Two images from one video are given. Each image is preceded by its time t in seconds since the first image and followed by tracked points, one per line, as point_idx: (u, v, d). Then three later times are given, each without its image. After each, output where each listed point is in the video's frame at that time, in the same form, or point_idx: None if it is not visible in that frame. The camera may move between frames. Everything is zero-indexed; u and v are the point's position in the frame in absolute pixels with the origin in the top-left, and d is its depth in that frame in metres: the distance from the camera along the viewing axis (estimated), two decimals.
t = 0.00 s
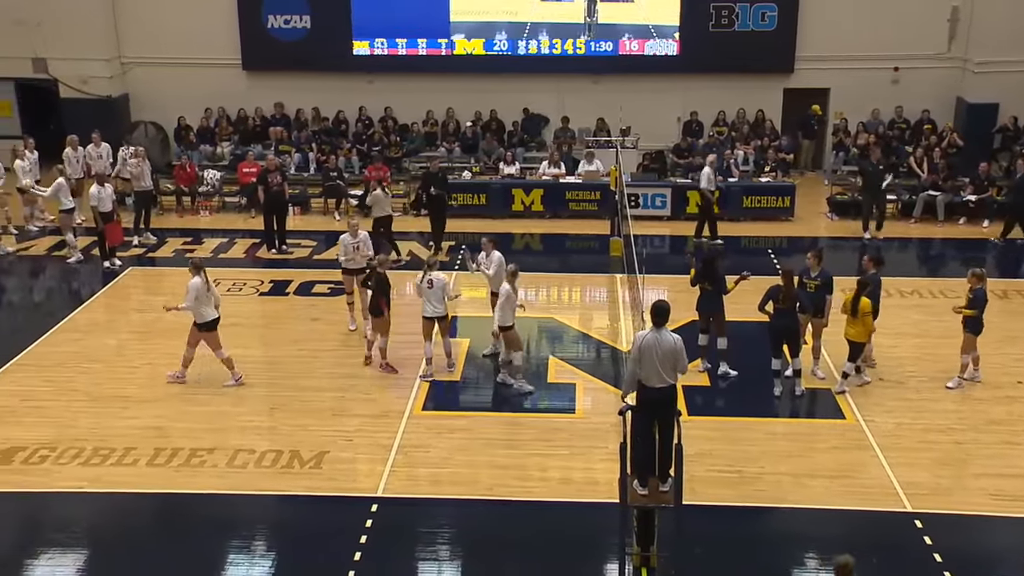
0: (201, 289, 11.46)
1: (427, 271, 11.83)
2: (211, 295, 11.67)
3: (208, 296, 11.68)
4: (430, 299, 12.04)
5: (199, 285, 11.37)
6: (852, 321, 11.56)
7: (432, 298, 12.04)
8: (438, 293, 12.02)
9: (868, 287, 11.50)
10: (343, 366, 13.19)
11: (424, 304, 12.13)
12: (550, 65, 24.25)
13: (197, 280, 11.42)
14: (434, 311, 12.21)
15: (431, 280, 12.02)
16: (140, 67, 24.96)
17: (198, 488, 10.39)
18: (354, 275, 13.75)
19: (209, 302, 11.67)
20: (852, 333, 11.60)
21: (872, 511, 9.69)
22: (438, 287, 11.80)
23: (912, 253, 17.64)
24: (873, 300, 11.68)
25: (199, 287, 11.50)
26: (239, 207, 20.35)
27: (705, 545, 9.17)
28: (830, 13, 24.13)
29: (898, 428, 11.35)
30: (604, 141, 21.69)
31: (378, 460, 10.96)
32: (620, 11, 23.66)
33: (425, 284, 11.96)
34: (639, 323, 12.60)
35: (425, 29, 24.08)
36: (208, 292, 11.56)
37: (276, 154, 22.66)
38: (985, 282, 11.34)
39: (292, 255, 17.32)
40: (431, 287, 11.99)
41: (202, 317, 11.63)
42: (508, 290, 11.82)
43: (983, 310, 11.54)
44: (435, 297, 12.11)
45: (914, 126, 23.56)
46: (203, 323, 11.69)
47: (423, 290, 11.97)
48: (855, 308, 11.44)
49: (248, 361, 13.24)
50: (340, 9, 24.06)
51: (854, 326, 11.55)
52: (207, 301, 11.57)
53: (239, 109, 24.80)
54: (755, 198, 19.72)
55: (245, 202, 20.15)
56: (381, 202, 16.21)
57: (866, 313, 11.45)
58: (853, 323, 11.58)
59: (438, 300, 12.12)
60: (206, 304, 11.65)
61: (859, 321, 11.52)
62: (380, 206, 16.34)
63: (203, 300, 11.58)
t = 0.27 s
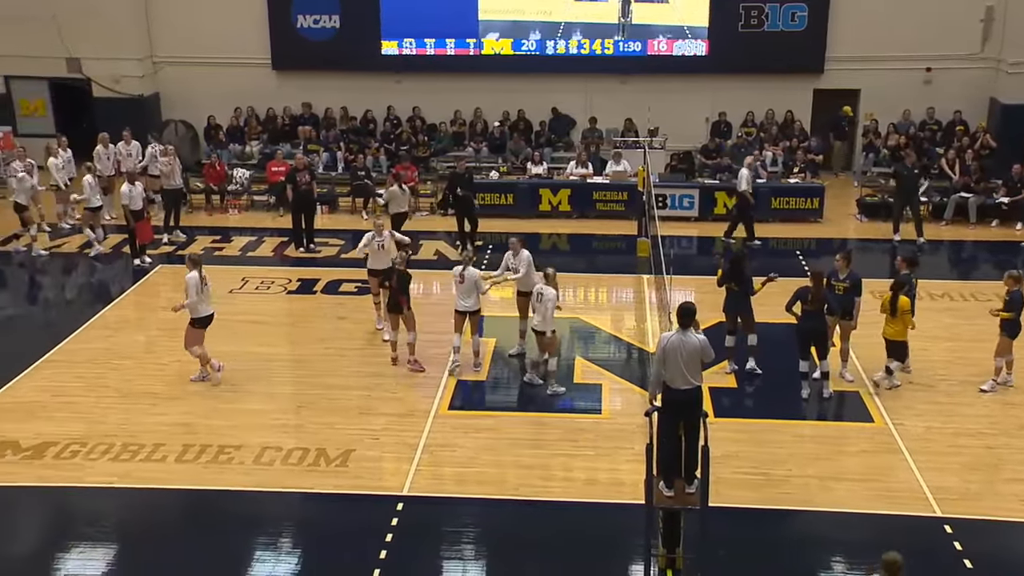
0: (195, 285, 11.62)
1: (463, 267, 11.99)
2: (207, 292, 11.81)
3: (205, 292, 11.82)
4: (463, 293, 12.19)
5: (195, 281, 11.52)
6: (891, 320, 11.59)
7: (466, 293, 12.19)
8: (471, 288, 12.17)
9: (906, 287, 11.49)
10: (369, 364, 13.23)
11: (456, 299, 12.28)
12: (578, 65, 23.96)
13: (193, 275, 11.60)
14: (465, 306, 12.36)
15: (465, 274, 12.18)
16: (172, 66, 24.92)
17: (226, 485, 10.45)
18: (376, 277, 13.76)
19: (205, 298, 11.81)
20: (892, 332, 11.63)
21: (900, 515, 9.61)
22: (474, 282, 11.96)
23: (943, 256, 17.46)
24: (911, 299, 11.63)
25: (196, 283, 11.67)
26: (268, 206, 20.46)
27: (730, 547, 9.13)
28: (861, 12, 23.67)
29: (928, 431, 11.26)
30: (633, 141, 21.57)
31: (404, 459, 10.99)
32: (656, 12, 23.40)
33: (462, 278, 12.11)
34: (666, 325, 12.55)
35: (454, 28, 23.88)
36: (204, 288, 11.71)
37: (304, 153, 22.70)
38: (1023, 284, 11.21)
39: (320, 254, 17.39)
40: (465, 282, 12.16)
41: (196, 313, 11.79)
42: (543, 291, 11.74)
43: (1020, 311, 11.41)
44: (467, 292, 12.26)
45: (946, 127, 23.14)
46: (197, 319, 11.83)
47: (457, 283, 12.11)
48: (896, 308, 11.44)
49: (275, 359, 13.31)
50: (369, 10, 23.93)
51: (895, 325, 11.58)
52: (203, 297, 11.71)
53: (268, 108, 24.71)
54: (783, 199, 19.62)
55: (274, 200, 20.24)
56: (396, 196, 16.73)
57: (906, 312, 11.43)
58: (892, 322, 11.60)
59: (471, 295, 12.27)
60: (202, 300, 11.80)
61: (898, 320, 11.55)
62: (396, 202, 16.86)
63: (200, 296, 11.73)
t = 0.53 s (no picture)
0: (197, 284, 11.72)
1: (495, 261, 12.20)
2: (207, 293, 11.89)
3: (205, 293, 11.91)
4: (492, 287, 12.36)
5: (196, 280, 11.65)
6: (929, 320, 11.58)
7: (495, 287, 12.36)
8: (501, 283, 12.35)
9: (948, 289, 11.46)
10: (396, 363, 13.27)
11: (484, 293, 12.44)
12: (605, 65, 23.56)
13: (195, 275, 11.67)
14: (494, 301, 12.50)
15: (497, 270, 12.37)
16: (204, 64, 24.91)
17: (253, 482, 10.51)
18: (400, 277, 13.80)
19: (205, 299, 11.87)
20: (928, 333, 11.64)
21: (930, 520, 9.52)
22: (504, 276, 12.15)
23: (976, 259, 17.28)
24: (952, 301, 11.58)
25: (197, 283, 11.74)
26: (297, 204, 20.56)
27: (755, 550, 9.08)
28: (894, 11, 23.16)
29: (958, 436, 11.16)
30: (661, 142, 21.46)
31: (430, 458, 11.00)
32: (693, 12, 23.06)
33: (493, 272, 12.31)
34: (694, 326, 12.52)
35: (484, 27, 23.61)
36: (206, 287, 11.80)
37: (333, 152, 22.71)
38: None
39: (347, 253, 17.45)
40: (495, 277, 12.34)
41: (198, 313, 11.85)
42: (578, 293, 11.71)
43: None
44: (497, 287, 12.43)
45: (979, 128, 22.67)
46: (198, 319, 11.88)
47: (487, 276, 12.31)
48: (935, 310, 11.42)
49: (303, 357, 13.37)
50: (399, 10, 23.73)
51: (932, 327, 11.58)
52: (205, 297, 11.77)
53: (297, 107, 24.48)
54: (812, 200, 19.52)
55: (303, 199, 20.31)
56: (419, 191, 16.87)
57: (945, 313, 11.40)
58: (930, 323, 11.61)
59: (500, 290, 12.43)
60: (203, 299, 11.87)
61: (937, 322, 11.53)
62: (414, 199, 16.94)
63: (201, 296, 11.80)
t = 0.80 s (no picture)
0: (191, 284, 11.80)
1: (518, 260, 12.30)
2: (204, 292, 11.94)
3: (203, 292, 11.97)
4: (517, 285, 12.44)
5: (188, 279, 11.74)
6: (977, 326, 11.46)
7: (519, 285, 12.45)
8: (526, 280, 12.43)
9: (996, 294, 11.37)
10: (423, 362, 13.30)
11: (509, 291, 12.53)
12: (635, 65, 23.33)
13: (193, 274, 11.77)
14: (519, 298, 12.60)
15: (521, 267, 12.46)
16: (236, 63, 24.72)
17: (280, 479, 10.56)
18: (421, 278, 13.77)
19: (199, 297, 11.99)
20: (976, 339, 11.51)
21: (960, 525, 9.44)
22: (528, 274, 12.23)
23: (1009, 263, 17.06)
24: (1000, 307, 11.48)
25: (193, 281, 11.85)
26: (325, 203, 20.61)
27: (782, 553, 9.03)
28: (928, 11, 22.70)
29: (989, 440, 11.06)
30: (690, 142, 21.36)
31: (456, 458, 11.02)
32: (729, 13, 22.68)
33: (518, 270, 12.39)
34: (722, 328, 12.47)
35: (513, 27, 23.41)
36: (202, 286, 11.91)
37: (361, 152, 22.71)
38: None
39: (375, 252, 17.51)
40: (520, 274, 12.41)
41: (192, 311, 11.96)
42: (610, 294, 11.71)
43: None
44: (521, 284, 12.53)
45: (1014, 130, 22.22)
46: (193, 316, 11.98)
47: (512, 275, 12.40)
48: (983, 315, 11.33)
49: (330, 355, 13.43)
50: (427, 10, 23.53)
51: (980, 333, 11.46)
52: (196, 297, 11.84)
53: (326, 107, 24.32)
54: (842, 202, 19.42)
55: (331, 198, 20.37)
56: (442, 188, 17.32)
57: (992, 319, 11.31)
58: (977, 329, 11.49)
59: (522, 287, 12.51)
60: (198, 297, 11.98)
61: (984, 328, 11.41)
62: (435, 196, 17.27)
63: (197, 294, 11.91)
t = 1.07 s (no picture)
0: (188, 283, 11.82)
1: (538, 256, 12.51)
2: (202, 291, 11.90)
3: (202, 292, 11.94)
4: (541, 278, 12.69)
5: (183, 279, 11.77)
6: None
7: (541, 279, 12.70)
8: (549, 273, 12.71)
9: None
10: (449, 361, 13.33)
11: (533, 285, 12.77)
12: (664, 66, 23.14)
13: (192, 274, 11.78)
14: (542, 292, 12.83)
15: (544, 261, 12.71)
16: (264, 64, 24.72)
17: (306, 477, 10.61)
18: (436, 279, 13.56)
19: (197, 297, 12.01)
20: None
21: (990, 531, 9.35)
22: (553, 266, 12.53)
23: None
24: None
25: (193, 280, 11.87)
26: (353, 203, 20.64)
27: (808, 557, 8.98)
28: (962, 12, 22.33)
29: (1020, 446, 10.94)
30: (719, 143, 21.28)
31: (481, 457, 11.03)
32: (763, 15, 22.51)
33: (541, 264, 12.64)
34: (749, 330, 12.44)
35: (541, 28, 23.27)
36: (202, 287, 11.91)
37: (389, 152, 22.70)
38: None
39: (402, 251, 17.55)
40: (543, 268, 12.65)
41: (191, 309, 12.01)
42: (635, 294, 11.62)
43: None
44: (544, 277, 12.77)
45: None
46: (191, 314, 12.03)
47: (536, 269, 12.60)
48: None
49: (357, 354, 13.48)
50: (455, 9, 23.45)
51: None
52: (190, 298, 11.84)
53: (354, 107, 24.23)
54: (871, 204, 19.28)
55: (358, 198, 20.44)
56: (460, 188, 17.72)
57: None
58: None
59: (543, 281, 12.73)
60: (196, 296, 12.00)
61: None
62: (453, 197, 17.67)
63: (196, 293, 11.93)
